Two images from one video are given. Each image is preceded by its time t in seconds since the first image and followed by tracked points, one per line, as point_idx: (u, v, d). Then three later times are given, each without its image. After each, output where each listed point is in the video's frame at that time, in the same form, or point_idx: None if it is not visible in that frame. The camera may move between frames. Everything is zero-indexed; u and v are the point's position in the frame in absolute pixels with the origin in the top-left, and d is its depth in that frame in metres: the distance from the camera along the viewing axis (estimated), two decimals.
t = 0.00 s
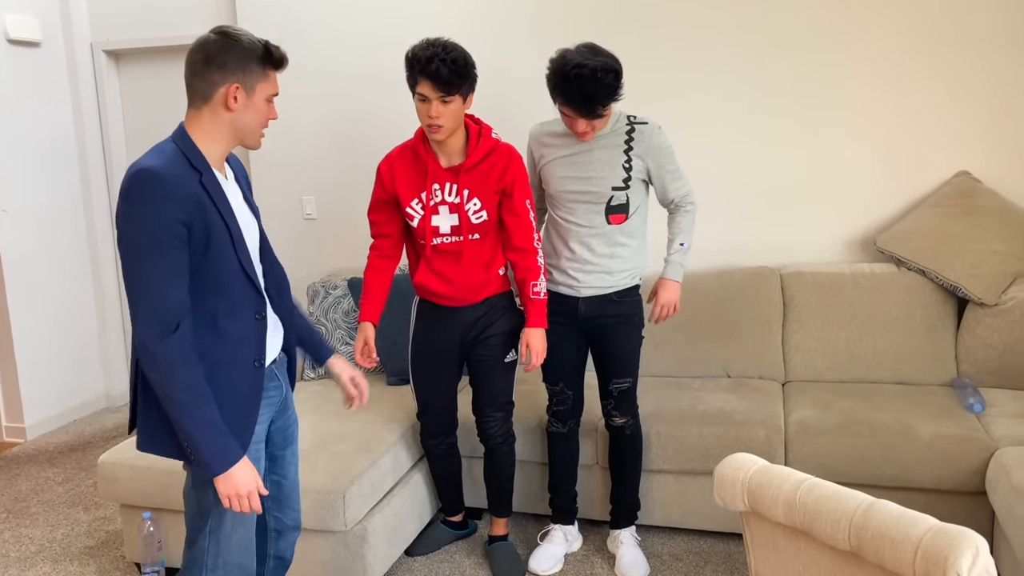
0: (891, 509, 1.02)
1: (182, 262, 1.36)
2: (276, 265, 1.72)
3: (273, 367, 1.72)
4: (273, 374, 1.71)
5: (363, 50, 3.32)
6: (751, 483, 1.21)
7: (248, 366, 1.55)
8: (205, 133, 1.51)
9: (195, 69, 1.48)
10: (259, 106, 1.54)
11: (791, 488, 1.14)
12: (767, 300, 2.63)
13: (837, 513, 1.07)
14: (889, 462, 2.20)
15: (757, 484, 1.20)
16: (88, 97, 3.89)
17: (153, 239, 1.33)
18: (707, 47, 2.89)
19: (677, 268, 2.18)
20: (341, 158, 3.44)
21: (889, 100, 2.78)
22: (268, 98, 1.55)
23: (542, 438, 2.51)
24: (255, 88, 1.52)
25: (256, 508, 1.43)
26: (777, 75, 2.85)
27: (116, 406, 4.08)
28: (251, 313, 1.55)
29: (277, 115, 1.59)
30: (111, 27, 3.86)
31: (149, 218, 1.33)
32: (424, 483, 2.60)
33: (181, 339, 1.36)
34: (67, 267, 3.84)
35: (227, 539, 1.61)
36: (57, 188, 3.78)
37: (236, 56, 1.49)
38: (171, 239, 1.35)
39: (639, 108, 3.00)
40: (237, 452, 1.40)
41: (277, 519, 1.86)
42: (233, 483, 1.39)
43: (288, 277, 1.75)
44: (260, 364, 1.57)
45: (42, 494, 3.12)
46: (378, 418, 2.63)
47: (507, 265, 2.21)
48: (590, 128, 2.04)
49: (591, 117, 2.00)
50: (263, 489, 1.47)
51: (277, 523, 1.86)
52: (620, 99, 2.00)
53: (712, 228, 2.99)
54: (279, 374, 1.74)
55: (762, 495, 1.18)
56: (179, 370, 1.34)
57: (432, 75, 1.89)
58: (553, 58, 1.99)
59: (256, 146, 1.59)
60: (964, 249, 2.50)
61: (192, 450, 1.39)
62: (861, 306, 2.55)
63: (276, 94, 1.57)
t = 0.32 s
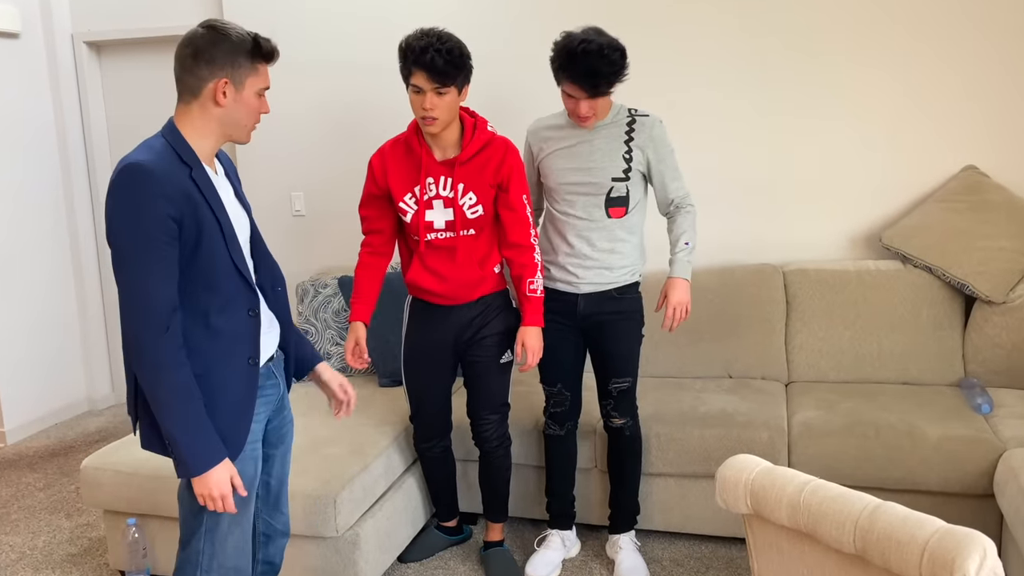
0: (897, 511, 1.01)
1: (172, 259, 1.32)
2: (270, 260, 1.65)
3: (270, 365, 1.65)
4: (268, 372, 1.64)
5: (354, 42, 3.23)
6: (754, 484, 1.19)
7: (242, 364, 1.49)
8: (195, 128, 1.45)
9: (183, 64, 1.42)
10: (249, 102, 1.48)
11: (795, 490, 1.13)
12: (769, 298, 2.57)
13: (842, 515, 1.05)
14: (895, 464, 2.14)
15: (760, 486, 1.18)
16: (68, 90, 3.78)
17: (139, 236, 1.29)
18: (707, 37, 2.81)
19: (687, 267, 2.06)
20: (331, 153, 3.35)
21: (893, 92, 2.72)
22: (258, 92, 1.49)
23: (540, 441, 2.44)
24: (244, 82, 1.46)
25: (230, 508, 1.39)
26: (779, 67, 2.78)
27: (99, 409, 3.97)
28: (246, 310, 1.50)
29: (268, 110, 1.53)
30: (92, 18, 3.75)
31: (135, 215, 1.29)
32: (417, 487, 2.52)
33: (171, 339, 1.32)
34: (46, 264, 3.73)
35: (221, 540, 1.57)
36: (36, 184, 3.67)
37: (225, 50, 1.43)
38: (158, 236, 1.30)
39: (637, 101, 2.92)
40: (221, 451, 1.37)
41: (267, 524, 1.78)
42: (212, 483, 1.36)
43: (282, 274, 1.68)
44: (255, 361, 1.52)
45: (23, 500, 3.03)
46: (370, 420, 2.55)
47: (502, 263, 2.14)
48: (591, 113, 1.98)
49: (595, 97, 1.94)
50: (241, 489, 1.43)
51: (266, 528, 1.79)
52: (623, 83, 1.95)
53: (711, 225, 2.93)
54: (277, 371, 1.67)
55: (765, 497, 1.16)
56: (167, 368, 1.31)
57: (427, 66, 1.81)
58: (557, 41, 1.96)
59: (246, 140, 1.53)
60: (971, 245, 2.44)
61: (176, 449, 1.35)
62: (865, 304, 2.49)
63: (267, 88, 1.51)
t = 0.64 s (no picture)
0: (906, 513, 0.96)
1: (162, 253, 1.26)
2: (263, 255, 1.59)
3: (264, 363, 1.58)
4: (262, 370, 1.57)
5: (345, 33, 3.14)
6: (758, 486, 1.14)
7: (235, 359, 1.43)
8: (181, 120, 1.39)
9: (171, 55, 1.36)
10: (237, 95, 1.41)
11: (801, 491, 1.08)
12: (773, 297, 2.51)
13: (849, 517, 1.01)
14: (903, 466, 2.09)
15: (765, 487, 1.13)
16: (48, 83, 3.66)
17: (127, 229, 1.22)
18: (708, 28, 2.74)
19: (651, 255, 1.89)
20: (321, 148, 3.26)
21: (898, 84, 2.65)
22: (246, 86, 1.43)
23: (539, 443, 2.37)
24: (232, 75, 1.40)
25: (242, 504, 1.35)
26: (782, 58, 2.71)
27: (81, 411, 3.87)
28: (237, 305, 1.43)
29: (256, 105, 1.47)
30: (74, 8, 3.64)
31: (121, 209, 1.23)
32: (411, 491, 2.45)
33: (166, 335, 1.26)
34: (26, 262, 3.62)
35: (214, 542, 1.50)
36: (14, 178, 3.56)
37: (214, 41, 1.37)
38: (146, 229, 1.24)
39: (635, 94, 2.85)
40: (221, 446, 1.31)
41: (252, 526, 1.71)
42: (218, 480, 1.30)
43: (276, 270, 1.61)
44: (247, 357, 1.45)
45: (3, 505, 2.93)
46: (363, 423, 2.48)
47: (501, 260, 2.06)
48: (599, 97, 1.95)
49: (604, 80, 1.92)
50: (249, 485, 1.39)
51: (252, 530, 1.72)
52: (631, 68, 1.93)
53: (711, 221, 2.86)
54: (272, 369, 1.61)
55: (770, 500, 1.11)
56: (164, 364, 1.25)
57: (423, 57, 1.73)
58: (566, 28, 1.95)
59: (235, 135, 1.46)
60: (980, 241, 2.38)
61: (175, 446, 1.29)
62: (870, 302, 2.44)
63: (255, 82, 1.44)
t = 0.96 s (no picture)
0: (915, 518, 0.96)
1: (150, 246, 1.21)
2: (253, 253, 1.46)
3: (253, 361, 1.49)
4: (252, 368, 1.49)
5: (337, 23, 3.04)
6: (764, 490, 1.14)
7: (225, 358, 1.37)
8: (173, 112, 1.32)
9: (163, 45, 1.29)
10: (231, 88, 1.34)
11: (808, 495, 1.08)
12: (778, 296, 2.44)
13: (858, 521, 1.01)
14: (912, 469, 2.03)
15: (771, 490, 1.13)
16: (29, 74, 3.55)
17: (115, 222, 1.18)
18: (711, 18, 2.68)
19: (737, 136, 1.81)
20: (312, 142, 3.17)
21: (905, 77, 2.59)
22: (241, 79, 1.36)
23: (539, 445, 2.31)
24: (227, 67, 1.33)
25: (228, 505, 1.28)
26: (786, 50, 2.65)
27: (63, 414, 3.77)
28: (229, 302, 1.37)
29: (252, 98, 1.40)
30: None
31: (108, 200, 1.18)
32: (405, 496, 2.38)
33: (154, 330, 1.21)
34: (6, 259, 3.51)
35: (203, 546, 1.42)
36: None
37: (210, 32, 1.30)
38: (134, 221, 1.19)
39: (635, 86, 2.78)
40: (209, 445, 1.25)
41: (241, 530, 1.65)
42: (201, 479, 1.24)
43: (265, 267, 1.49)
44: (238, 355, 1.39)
45: None
46: (356, 425, 2.40)
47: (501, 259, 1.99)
48: (603, 102, 1.91)
49: (607, 83, 1.89)
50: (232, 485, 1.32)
51: (241, 534, 1.65)
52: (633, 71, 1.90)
53: (714, 218, 2.79)
54: (261, 367, 1.52)
55: (777, 503, 1.12)
56: (150, 360, 1.20)
57: (421, 48, 1.65)
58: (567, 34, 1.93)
59: (228, 129, 1.39)
60: (991, 238, 2.32)
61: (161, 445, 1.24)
62: (878, 301, 2.38)
63: (251, 75, 1.37)
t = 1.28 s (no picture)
0: (926, 519, 0.93)
1: (137, 239, 1.17)
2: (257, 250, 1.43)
3: (241, 360, 1.44)
4: (239, 368, 1.43)
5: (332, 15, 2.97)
6: (769, 491, 1.11)
7: (211, 356, 1.32)
8: (172, 104, 1.28)
9: (166, 37, 1.25)
10: (233, 82, 1.30)
11: (815, 496, 1.05)
12: (783, 295, 2.39)
13: (866, 523, 0.98)
14: (921, 471, 1.99)
15: (777, 492, 1.09)
16: (15, 66, 3.48)
17: (101, 211, 1.14)
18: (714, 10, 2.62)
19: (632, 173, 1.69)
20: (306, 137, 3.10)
21: (911, 71, 2.55)
22: (245, 73, 1.31)
23: (540, 447, 2.26)
24: (230, 60, 1.29)
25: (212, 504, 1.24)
26: (791, 43, 2.59)
27: (50, 415, 3.69)
28: (217, 299, 1.32)
29: (254, 93, 1.35)
30: None
31: (95, 188, 1.14)
32: (401, 500, 2.32)
33: (139, 322, 1.17)
34: None
35: (192, 548, 1.36)
36: None
37: (213, 24, 1.26)
38: (121, 212, 1.15)
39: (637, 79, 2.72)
40: (191, 441, 1.21)
41: (232, 533, 1.58)
42: (185, 476, 1.20)
43: (267, 264, 1.46)
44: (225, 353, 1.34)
45: None
46: (351, 427, 2.34)
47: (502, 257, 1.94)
48: (610, 87, 1.86)
49: (615, 67, 1.84)
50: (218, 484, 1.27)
51: (230, 538, 1.58)
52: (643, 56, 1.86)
53: (716, 215, 2.74)
54: (250, 366, 1.47)
55: (783, 505, 1.08)
56: (132, 353, 1.16)
57: (422, 40, 1.60)
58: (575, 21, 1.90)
59: (230, 124, 1.35)
60: (1000, 236, 2.28)
61: (142, 439, 1.20)
62: (885, 300, 2.33)
63: (254, 69, 1.33)
